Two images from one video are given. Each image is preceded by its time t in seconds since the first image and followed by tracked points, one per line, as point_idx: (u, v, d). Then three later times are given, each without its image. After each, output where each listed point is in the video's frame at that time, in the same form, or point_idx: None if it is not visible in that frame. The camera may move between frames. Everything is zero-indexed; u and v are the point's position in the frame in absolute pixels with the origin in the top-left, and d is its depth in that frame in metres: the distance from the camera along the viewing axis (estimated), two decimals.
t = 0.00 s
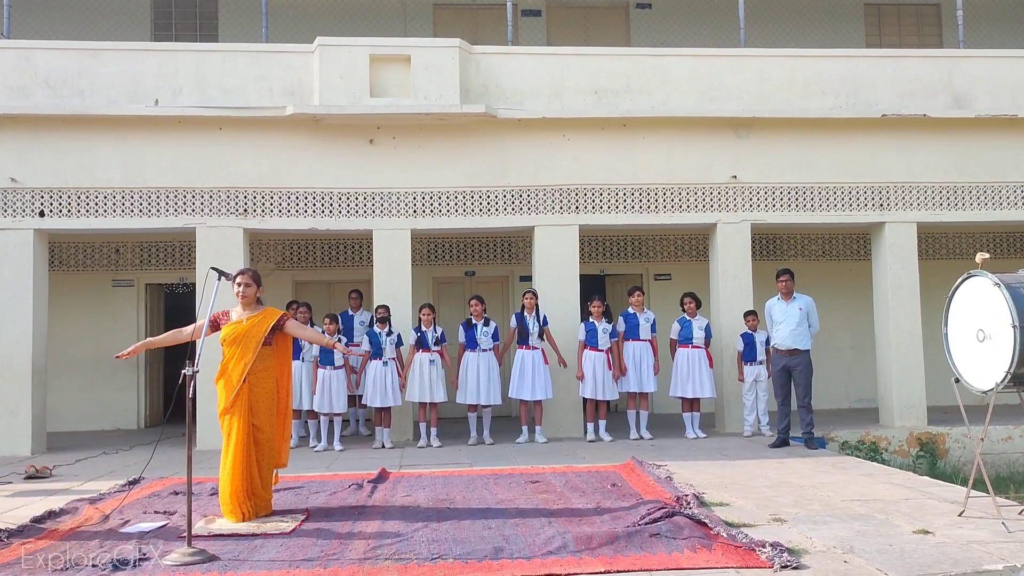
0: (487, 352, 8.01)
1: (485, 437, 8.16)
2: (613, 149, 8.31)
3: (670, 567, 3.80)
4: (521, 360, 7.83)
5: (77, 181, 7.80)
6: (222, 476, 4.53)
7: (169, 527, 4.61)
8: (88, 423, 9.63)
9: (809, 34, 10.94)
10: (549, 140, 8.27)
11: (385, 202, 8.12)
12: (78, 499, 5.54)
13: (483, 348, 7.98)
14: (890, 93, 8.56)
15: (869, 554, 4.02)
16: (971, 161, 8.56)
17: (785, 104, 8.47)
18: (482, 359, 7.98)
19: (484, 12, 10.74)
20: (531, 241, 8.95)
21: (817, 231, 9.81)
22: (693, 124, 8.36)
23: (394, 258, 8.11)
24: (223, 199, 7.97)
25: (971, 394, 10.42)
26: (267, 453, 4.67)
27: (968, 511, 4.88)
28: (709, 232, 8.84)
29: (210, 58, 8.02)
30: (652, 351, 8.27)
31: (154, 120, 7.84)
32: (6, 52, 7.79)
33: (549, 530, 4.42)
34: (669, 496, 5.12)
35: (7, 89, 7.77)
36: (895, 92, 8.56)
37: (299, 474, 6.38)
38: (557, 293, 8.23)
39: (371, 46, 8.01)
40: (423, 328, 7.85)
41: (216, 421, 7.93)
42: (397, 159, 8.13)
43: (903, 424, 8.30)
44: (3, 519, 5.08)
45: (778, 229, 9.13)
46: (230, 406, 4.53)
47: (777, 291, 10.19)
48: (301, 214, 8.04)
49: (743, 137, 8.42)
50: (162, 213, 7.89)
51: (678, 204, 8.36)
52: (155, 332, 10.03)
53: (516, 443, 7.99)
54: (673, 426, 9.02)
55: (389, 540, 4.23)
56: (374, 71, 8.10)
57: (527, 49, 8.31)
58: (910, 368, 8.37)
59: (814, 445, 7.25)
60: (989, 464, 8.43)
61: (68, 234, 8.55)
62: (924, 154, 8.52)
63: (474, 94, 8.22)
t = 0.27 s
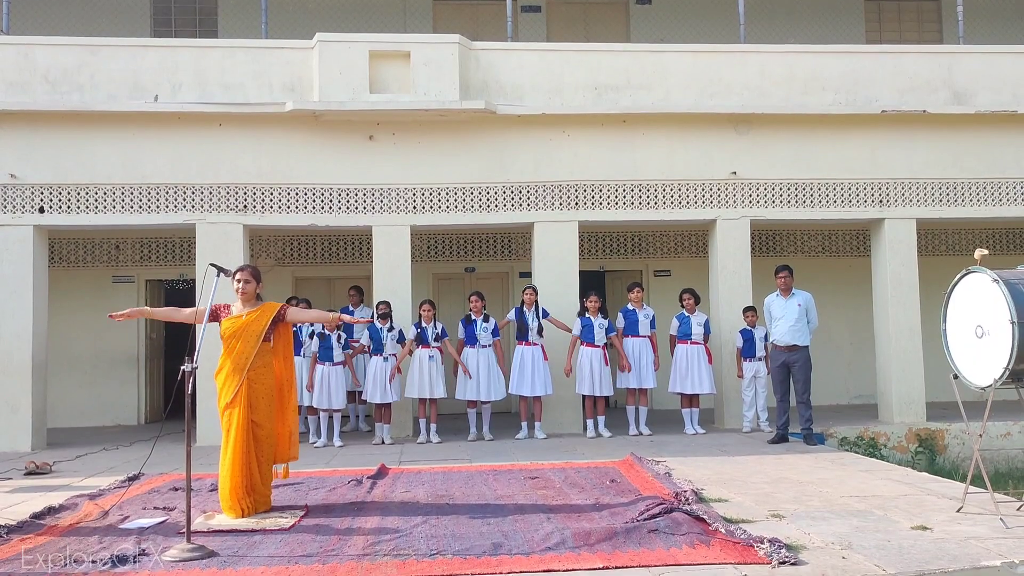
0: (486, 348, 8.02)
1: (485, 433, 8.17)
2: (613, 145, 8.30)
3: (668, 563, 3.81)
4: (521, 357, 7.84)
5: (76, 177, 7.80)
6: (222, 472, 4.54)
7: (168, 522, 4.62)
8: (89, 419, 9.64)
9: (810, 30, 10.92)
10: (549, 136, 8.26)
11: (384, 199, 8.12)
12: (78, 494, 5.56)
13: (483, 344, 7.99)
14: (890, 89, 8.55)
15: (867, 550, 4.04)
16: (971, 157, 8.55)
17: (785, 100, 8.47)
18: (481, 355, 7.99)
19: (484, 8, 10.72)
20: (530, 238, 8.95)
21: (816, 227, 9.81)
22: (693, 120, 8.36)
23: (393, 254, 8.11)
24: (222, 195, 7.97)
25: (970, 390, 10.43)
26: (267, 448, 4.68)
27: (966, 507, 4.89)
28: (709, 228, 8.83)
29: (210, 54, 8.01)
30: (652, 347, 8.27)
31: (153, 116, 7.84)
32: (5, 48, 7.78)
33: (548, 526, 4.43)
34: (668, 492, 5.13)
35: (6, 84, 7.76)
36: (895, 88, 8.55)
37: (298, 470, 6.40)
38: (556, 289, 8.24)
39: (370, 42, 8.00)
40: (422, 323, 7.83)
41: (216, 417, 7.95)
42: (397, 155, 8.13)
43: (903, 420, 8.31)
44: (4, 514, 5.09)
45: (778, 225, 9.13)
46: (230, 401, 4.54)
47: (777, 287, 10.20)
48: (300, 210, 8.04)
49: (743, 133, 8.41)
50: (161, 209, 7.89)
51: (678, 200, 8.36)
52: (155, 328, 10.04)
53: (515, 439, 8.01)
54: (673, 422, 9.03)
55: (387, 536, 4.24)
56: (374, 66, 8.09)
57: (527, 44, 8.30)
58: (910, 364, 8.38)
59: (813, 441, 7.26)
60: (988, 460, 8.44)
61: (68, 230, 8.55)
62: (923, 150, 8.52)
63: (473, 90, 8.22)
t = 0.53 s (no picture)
0: (487, 345, 8.01)
1: (486, 431, 8.17)
2: (614, 143, 8.29)
3: (667, 560, 3.81)
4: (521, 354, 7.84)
5: (77, 174, 7.80)
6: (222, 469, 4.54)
7: (169, 519, 4.63)
8: (89, 416, 9.64)
9: (810, 28, 10.90)
10: (550, 133, 8.25)
11: (385, 196, 8.12)
12: (78, 491, 5.56)
13: (483, 342, 7.99)
14: (891, 86, 8.53)
15: (867, 548, 4.03)
16: (973, 155, 8.54)
17: (786, 98, 8.46)
18: (482, 353, 7.99)
19: (485, 5, 10.70)
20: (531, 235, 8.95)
21: (817, 225, 9.80)
22: (694, 117, 8.35)
23: (394, 251, 8.11)
24: (223, 192, 7.96)
25: (971, 388, 10.43)
26: (267, 445, 4.68)
27: (967, 505, 4.89)
28: (709, 226, 8.83)
29: (210, 51, 8.00)
30: (653, 344, 8.27)
31: (153, 113, 7.83)
32: (5, 45, 7.78)
33: (548, 523, 4.43)
34: (668, 490, 5.13)
35: (6, 81, 7.76)
36: (896, 86, 8.54)
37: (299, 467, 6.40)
38: (557, 287, 8.23)
39: (371, 39, 7.99)
40: (422, 320, 7.81)
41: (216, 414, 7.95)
42: (397, 152, 8.12)
43: (903, 418, 8.31)
44: (5, 511, 5.10)
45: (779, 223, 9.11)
46: (230, 398, 4.54)
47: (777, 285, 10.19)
48: (300, 207, 8.03)
49: (744, 130, 8.40)
50: (162, 206, 7.89)
51: (679, 198, 8.35)
52: (156, 326, 10.05)
53: (516, 436, 8.01)
54: (673, 420, 9.03)
55: (387, 533, 4.25)
56: (374, 64, 8.08)
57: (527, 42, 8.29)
58: (911, 362, 8.37)
59: (814, 439, 7.26)
60: (989, 458, 8.44)
61: (68, 227, 8.54)
62: (925, 148, 8.50)
63: (474, 87, 8.21)
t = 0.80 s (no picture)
0: (489, 345, 8.00)
1: (487, 430, 8.15)
2: (616, 143, 8.28)
3: (669, 561, 3.80)
4: (522, 354, 7.84)
5: (79, 172, 7.80)
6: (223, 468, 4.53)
7: (169, 518, 4.62)
8: (91, 414, 9.64)
9: (814, 28, 10.88)
10: (552, 133, 8.24)
11: (387, 195, 8.11)
12: (79, 490, 5.56)
13: (485, 341, 7.98)
14: (895, 86, 8.51)
15: (869, 549, 4.02)
16: (976, 155, 8.52)
17: (789, 98, 8.44)
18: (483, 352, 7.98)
19: (488, 4, 10.69)
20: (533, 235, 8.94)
21: (820, 225, 9.78)
22: (697, 117, 8.33)
23: (396, 250, 8.10)
24: (225, 191, 7.96)
25: (973, 389, 10.40)
26: (268, 444, 4.67)
27: (969, 506, 4.87)
28: (712, 226, 8.81)
29: (212, 49, 8.00)
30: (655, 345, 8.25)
31: (156, 111, 7.83)
32: (8, 43, 7.78)
33: (549, 523, 4.42)
34: (670, 490, 5.12)
35: (9, 79, 7.76)
36: (900, 86, 8.51)
37: (300, 466, 6.39)
38: (559, 286, 8.22)
39: (373, 38, 7.99)
40: (424, 320, 7.81)
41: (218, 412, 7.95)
42: (400, 151, 8.11)
43: (906, 419, 8.29)
44: (6, 509, 5.09)
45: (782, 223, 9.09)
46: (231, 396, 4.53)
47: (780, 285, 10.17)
48: (302, 206, 8.02)
49: (747, 130, 8.38)
50: (164, 204, 7.88)
51: (681, 197, 8.34)
52: (158, 324, 10.05)
53: (518, 436, 7.99)
54: (675, 420, 9.01)
55: (389, 532, 4.24)
56: (376, 62, 8.07)
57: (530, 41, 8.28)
58: (913, 363, 8.35)
59: (816, 439, 7.24)
60: (992, 459, 8.42)
61: (70, 226, 8.54)
62: (928, 148, 8.48)
63: (477, 86, 8.20)
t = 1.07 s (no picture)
0: (491, 346, 8.01)
1: (489, 432, 8.14)
2: (620, 145, 8.28)
3: (671, 564, 3.80)
4: (525, 356, 7.86)
5: (83, 173, 7.82)
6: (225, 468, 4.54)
7: (172, 518, 4.63)
8: (94, 414, 9.66)
9: (818, 31, 10.87)
10: (556, 135, 8.24)
11: (390, 196, 8.12)
12: (83, 490, 5.57)
13: (488, 342, 7.99)
14: (899, 90, 8.51)
15: (871, 553, 4.02)
16: (980, 159, 8.51)
17: (793, 101, 8.43)
18: (486, 353, 7.99)
19: (492, 6, 10.70)
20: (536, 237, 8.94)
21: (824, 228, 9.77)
22: (701, 119, 8.33)
23: (399, 251, 8.11)
24: (228, 191, 7.97)
25: (977, 393, 10.39)
26: (270, 444, 4.67)
27: (972, 511, 4.87)
28: (715, 229, 8.81)
29: (217, 50, 8.02)
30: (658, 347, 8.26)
31: (160, 112, 7.85)
32: (14, 43, 7.81)
33: (551, 525, 4.42)
34: (672, 493, 5.12)
35: (14, 80, 7.79)
36: (904, 89, 8.51)
37: (303, 467, 6.40)
38: (562, 288, 8.22)
39: (377, 39, 8.00)
40: (428, 320, 7.83)
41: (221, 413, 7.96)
42: (403, 153, 8.12)
43: (909, 423, 8.27)
44: (9, 509, 5.10)
45: (785, 225, 9.09)
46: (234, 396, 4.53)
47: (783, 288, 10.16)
48: (306, 207, 8.04)
49: (750, 133, 8.38)
50: (168, 205, 7.90)
51: (684, 200, 8.34)
52: (161, 324, 10.06)
53: (520, 438, 7.98)
54: (677, 423, 9.01)
55: (391, 534, 4.24)
56: (380, 64, 8.08)
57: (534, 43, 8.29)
58: (916, 366, 8.34)
59: (819, 443, 7.22)
60: (995, 463, 8.40)
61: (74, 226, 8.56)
62: (932, 152, 8.48)
63: (480, 88, 8.21)
